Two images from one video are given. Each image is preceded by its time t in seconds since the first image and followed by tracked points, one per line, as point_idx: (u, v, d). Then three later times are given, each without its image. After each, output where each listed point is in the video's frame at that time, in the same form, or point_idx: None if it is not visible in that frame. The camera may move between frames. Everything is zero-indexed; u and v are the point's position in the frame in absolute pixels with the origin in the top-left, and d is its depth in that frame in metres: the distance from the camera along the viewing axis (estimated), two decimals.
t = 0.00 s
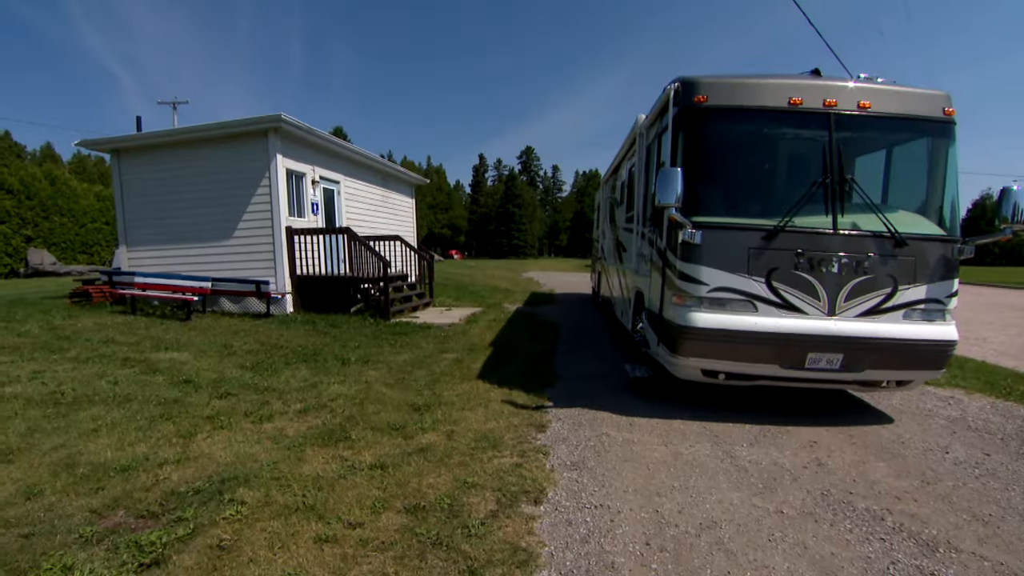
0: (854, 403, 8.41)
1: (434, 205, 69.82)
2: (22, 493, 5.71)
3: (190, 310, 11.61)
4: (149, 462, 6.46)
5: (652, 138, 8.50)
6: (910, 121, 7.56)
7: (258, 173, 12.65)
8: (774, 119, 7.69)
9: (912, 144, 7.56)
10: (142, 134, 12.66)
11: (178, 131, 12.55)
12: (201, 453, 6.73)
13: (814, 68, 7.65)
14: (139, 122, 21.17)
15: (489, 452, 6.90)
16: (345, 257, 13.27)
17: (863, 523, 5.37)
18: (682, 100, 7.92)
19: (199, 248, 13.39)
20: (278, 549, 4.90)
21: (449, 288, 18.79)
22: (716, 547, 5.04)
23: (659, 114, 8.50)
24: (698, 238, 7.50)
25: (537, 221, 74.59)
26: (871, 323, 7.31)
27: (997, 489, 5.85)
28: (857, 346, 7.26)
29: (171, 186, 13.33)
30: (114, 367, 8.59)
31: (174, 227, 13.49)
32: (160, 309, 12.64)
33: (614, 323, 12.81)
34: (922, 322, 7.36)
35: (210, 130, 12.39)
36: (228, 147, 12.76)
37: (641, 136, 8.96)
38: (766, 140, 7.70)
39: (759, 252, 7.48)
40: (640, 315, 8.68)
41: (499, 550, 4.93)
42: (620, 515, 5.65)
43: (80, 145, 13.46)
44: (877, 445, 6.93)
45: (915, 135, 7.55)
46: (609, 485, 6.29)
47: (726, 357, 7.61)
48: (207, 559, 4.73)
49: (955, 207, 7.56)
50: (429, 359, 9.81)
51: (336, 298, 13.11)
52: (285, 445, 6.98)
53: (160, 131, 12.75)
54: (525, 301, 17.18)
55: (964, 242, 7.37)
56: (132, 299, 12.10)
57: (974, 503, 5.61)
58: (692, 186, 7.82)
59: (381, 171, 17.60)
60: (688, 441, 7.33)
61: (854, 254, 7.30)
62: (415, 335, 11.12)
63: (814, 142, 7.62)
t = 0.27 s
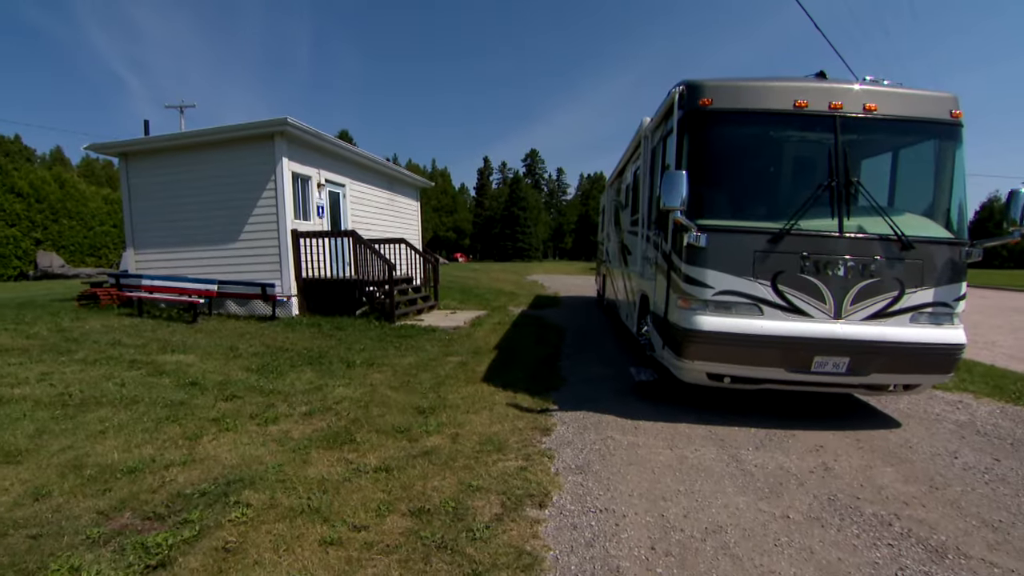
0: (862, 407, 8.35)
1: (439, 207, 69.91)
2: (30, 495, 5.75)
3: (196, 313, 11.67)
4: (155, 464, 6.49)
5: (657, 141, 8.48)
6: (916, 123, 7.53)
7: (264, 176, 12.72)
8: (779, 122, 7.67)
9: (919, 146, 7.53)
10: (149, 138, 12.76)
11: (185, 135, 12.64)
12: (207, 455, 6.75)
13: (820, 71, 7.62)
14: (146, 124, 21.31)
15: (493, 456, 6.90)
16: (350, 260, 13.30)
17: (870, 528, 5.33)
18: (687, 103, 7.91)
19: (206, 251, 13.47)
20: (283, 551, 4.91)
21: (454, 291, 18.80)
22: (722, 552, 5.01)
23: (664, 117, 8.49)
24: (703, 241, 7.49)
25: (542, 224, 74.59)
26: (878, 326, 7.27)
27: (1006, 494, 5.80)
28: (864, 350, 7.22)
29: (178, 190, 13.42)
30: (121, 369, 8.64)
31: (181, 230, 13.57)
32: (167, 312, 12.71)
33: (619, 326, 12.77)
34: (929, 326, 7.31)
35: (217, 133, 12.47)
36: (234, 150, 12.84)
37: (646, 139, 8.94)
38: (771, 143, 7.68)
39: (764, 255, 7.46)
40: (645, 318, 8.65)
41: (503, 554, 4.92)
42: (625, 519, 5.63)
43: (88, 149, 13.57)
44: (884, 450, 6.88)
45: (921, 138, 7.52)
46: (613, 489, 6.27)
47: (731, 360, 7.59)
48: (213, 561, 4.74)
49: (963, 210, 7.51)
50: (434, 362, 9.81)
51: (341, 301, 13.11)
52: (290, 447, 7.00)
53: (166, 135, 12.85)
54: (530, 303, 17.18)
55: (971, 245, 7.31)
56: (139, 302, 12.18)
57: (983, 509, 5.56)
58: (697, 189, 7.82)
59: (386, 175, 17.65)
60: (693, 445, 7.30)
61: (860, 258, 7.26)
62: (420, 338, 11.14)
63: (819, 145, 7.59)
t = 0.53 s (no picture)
0: (881, 415, 8.13)
1: (447, 210, 69.88)
2: (34, 501, 5.67)
3: (203, 317, 11.61)
4: (160, 470, 6.40)
5: (668, 142, 8.31)
6: (937, 122, 7.33)
7: (270, 179, 12.69)
8: (793, 122, 7.50)
9: (939, 145, 7.33)
10: (153, 140, 12.77)
11: (191, 138, 12.64)
12: (212, 461, 6.66)
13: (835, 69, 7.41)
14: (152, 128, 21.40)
15: (502, 463, 6.76)
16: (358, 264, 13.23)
17: (892, 540, 5.13)
18: (699, 103, 7.76)
19: (212, 255, 13.44)
20: (289, 559, 4.79)
21: (462, 295, 18.70)
22: (737, 563, 4.84)
23: (675, 117, 8.33)
24: (716, 244, 7.35)
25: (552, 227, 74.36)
26: (898, 331, 7.06)
27: None
28: (884, 355, 7.01)
29: (183, 193, 13.43)
30: (127, 374, 8.57)
31: (186, 234, 13.57)
32: (173, 316, 12.68)
33: (629, 330, 12.58)
34: (952, 330, 7.09)
35: (223, 136, 12.47)
36: (239, 153, 12.83)
37: (657, 140, 8.78)
38: (786, 143, 7.50)
39: (779, 258, 7.28)
40: (656, 322, 8.47)
41: (512, 563, 4.78)
42: (637, 528, 5.47)
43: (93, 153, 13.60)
44: (906, 459, 6.67)
45: (942, 136, 7.32)
46: (625, 497, 6.11)
47: (745, 366, 7.42)
48: (216, 569, 4.64)
49: (986, 210, 7.29)
50: (442, 367, 9.68)
51: (348, 305, 13.00)
52: (295, 454, 6.89)
53: (171, 138, 12.85)
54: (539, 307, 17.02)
55: (996, 247, 7.07)
56: (145, 306, 12.15)
57: (1012, 521, 5.34)
58: (709, 191, 7.66)
59: (393, 178, 17.59)
60: (707, 453, 7.12)
61: (878, 260, 7.07)
62: (427, 343, 11.03)
63: (835, 145, 7.41)
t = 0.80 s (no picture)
0: (926, 432, 7.61)
1: (461, 214, 69.70)
2: (35, 515, 5.42)
3: (209, 324, 11.37)
4: (165, 483, 6.13)
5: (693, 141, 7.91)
6: (986, 115, 6.86)
7: (280, 182, 12.48)
8: (828, 119, 7.06)
9: (990, 141, 6.84)
10: (162, 142, 12.63)
11: (201, 140, 12.49)
12: (218, 474, 6.38)
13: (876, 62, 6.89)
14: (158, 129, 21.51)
15: (520, 479, 6.38)
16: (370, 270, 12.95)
17: (944, 571, 4.67)
18: (726, 100, 7.34)
19: (222, 260, 13.23)
20: None
21: (478, 303, 18.35)
22: None
23: (700, 115, 7.92)
24: (745, 249, 6.95)
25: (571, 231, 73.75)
26: (945, 341, 6.57)
27: None
28: (930, 368, 6.53)
29: (189, 196, 13.29)
30: (132, 383, 8.34)
31: (192, 238, 13.41)
32: (179, 323, 12.47)
33: (650, 339, 12.15)
34: (1006, 341, 6.58)
35: (233, 138, 12.29)
36: (247, 155, 12.66)
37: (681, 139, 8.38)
38: (820, 141, 7.07)
39: (813, 264, 6.85)
40: (681, 331, 8.05)
41: None
42: (662, 551, 5.06)
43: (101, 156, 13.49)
44: (956, 482, 6.17)
45: (992, 132, 6.84)
46: (649, 517, 5.70)
47: (777, 378, 6.98)
48: None
49: None
50: (457, 377, 9.35)
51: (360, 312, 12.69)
52: (304, 467, 6.58)
53: (178, 140, 12.72)
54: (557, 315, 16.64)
55: None
56: (150, 313, 11.96)
57: None
58: (737, 193, 7.26)
59: (406, 180, 17.37)
60: (736, 470, 6.68)
61: (923, 265, 6.61)
62: (441, 352, 10.70)
63: (874, 143, 6.96)
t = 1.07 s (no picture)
0: (987, 456, 7.00)
1: (480, 219, 69.46)
2: (38, 531, 5.14)
3: (219, 333, 11.07)
4: (172, 498, 5.83)
5: (728, 141, 7.44)
6: None
7: (294, 185, 12.27)
8: (875, 115, 6.57)
9: None
10: (174, 145, 12.50)
11: (214, 143, 12.33)
12: (227, 490, 6.06)
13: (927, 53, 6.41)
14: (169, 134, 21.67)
15: (543, 499, 5.95)
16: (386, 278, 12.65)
17: None
18: (763, 96, 6.86)
19: (235, 267, 13.02)
20: None
21: (498, 312, 17.95)
22: None
23: (735, 114, 7.45)
24: (785, 255, 6.48)
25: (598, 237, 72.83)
26: (1010, 357, 6.03)
27: None
28: (993, 386, 5.98)
29: (200, 200, 13.14)
30: (141, 395, 8.09)
31: (203, 243, 13.25)
32: (188, 331, 12.25)
33: (679, 352, 11.60)
34: None
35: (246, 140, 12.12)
36: (259, 158, 12.48)
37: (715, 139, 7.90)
38: (867, 139, 6.57)
39: (859, 272, 6.35)
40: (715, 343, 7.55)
41: None
42: None
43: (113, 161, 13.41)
44: None
45: None
46: (682, 543, 5.23)
47: (820, 396, 6.47)
48: None
49: None
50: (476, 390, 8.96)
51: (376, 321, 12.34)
52: (317, 484, 6.23)
53: (191, 143, 12.58)
54: (580, 324, 16.17)
55: None
56: (159, 320, 11.76)
57: None
58: (775, 197, 6.79)
59: (424, 185, 17.10)
60: (776, 494, 6.17)
61: (983, 274, 6.07)
62: (460, 363, 10.33)
63: (927, 140, 6.44)
